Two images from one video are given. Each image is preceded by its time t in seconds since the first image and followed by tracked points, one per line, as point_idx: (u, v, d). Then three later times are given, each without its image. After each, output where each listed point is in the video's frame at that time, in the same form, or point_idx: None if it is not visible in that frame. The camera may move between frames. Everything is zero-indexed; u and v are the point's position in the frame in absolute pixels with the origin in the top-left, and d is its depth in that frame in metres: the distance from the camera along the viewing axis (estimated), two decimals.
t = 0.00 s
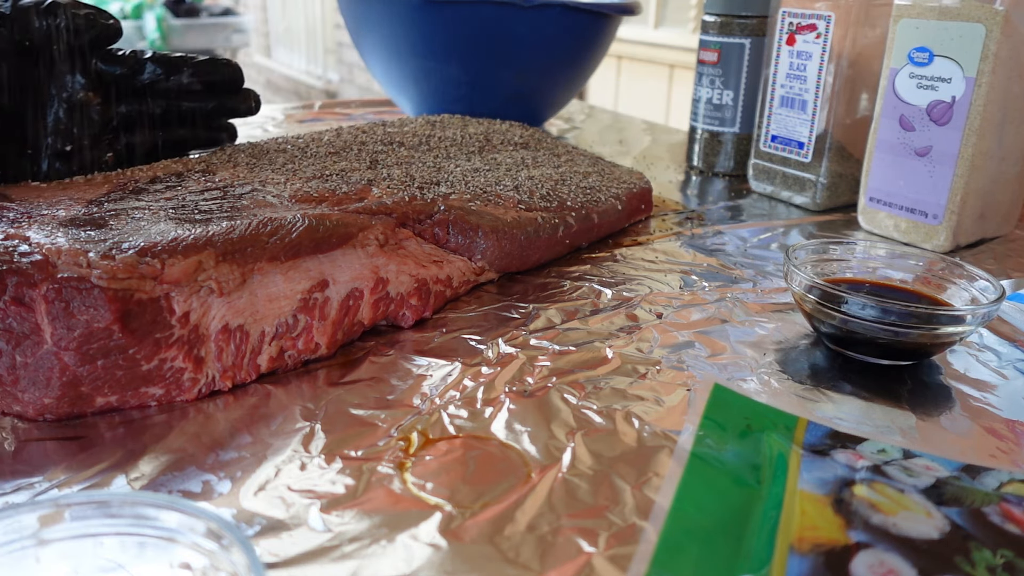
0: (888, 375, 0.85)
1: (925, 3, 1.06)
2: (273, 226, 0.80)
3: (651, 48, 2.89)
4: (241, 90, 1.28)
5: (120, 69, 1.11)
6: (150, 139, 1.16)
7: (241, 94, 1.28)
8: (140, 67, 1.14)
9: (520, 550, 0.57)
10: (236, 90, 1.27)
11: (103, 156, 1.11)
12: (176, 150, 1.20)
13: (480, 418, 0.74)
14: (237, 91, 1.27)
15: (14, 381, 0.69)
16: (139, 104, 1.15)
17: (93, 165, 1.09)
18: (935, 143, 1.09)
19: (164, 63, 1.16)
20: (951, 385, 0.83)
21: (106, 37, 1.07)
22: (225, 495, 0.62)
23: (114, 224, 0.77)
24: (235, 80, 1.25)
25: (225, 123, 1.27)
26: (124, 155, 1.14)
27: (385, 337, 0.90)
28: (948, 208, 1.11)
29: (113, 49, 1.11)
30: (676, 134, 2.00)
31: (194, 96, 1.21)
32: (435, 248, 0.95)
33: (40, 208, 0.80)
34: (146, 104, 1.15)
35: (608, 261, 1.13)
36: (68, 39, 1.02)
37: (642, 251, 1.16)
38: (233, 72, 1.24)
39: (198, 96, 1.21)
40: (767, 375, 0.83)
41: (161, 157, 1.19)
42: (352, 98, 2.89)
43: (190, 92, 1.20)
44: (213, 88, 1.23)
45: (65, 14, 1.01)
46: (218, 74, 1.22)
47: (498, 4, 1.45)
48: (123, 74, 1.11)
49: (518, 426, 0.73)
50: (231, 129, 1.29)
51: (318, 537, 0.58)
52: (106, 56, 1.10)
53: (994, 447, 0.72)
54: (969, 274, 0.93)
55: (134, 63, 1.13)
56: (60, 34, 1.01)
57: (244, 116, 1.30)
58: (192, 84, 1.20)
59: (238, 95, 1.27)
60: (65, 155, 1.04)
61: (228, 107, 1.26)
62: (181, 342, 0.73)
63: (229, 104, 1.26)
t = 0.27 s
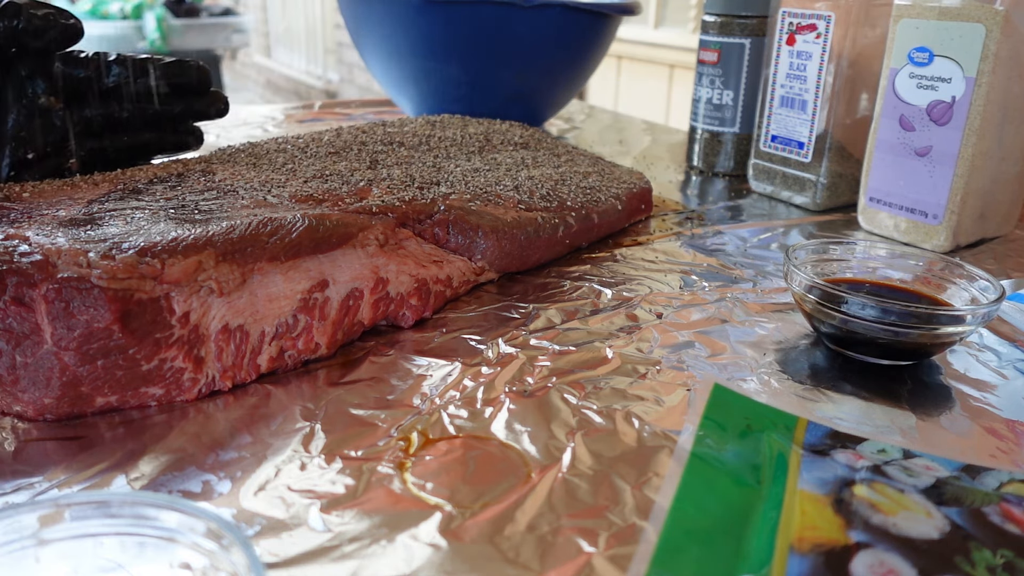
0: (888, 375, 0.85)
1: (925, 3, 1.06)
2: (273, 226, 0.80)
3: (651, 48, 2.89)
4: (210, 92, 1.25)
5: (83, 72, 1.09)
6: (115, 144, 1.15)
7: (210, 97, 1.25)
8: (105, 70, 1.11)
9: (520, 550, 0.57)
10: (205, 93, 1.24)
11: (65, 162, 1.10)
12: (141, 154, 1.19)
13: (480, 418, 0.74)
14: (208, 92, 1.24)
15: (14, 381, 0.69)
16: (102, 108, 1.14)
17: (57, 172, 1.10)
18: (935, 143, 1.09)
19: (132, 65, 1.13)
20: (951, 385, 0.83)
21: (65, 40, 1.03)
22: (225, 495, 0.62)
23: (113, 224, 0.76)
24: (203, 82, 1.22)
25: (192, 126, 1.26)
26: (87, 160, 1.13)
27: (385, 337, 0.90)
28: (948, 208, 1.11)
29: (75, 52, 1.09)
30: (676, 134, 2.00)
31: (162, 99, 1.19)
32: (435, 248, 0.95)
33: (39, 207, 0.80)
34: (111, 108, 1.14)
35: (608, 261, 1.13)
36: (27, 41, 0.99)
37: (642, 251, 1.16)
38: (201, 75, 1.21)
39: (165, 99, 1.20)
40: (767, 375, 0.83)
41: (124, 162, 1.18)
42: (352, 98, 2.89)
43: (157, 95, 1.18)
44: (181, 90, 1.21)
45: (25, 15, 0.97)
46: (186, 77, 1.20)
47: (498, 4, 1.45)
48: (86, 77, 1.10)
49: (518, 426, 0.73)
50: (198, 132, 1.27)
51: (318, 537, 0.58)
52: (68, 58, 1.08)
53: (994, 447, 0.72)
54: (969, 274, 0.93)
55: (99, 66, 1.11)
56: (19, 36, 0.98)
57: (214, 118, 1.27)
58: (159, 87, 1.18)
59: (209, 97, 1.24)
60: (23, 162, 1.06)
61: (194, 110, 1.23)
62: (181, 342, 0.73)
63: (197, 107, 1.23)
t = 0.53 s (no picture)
0: (889, 375, 0.85)
1: (925, 3, 1.06)
2: (273, 226, 0.80)
3: (651, 48, 2.89)
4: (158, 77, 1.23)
5: (25, 52, 1.07)
6: (56, 129, 1.14)
7: (158, 81, 1.22)
8: (47, 50, 1.09)
9: (520, 550, 0.57)
10: (154, 78, 1.22)
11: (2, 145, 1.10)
12: (84, 140, 1.17)
13: (480, 418, 0.74)
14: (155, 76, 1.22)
15: (14, 381, 0.69)
16: (43, 90, 1.11)
17: None
18: (935, 143, 1.09)
19: (70, 46, 1.10)
20: (951, 386, 0.83)
21: (4, 14, 1.03)
22: (225, 495, 0.62)
23: (113, 224, 0.76)
24: (150, 66, 1.20)
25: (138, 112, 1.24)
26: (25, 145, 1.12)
27: (385, 337, 0.90)
28: (948, 208, 1.11)
29: (16, 31, 1.07)
30: (676, 134, 2.00)
31: (111, 82, 1.16)
32: (435, 248, 0.95)
33: (39, 208, 0.80)
34: (52, 91, 1.12)
35: (608, 261, 1.13)
36: None
37: (642, 251, 1.16)
38: (146, 56, 1.18)
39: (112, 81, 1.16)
40: (767, 375, 0.83)
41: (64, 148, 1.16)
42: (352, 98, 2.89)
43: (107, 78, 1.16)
44: (128, 72, 1.17)
45: None
46: (129, 59, 1.16)
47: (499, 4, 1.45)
48: (27, 57, 1.07)
49: (518, 426, 0.73)
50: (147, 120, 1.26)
51: (319, 537, 0.58)
52: (8, 39, 1.06)
53: (994, 447, 0.72)
54: (969, 274, 0.93)
55: (41, 46, 1.08)
56: None
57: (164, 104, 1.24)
58: (105, 69, 1.14)
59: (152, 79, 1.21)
60: None
61: (143, 93, 1.20)
62: (181, 342, 0.73)
63: (144, 90, 1.20)
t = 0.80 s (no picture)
0: (888, 375, 0.85)
1: (925, 3, 1.06)
2: (273, 226, 0.80)
3: (651, 48, 2.89)
4: (143, 90, 1.18)
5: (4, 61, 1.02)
6: (37, 141, 1.09)
7: (145, 95, 1.17)
8: (29, 60, 1.05)
9: (520, 550, 0.57)
10: (139, 91, 1.17)
11: None
12: (64, 153, 1.12)
13: (480, 418, 0.74)
14: (140, 90, 1.17)
15: (14, 381, 0.69)
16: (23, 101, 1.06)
17: None
18: (935, 143, 1.09)
19: (52, 57, 1.06)
20: (951, 385, 0.83)
21: None
22: (225, 495, 0.62)
23: (113, 224, 0.76)
24: (136, 78, 1.15)
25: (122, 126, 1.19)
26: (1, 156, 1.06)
27: (385, 337, 0.90)
28: (948, 208, 1.11)
29: None
30: (676, 134, 2.00)
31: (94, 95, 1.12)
32: (435, 248, 0.95)
33: (38, 208, 0.80)
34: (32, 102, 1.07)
35: (608, 261, 1.13)
36: None
37: (642, 251, 1.16)
38: (131, 68, 1.13)
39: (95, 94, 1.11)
40: (767, 376, 0.83)
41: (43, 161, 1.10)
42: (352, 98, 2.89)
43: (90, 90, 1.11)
44: (113, 85, 1.13)
45: None
46: (113, 70, 1.11)
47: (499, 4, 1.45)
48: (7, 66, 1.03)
49: (518, 426, 0.73)
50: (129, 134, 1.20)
51: (318, 537, 0.58)
52: None
53: (994, 447, 0.72)
54: (969, 274, 0.93)
55: (23, 56, 1.04)
56: None
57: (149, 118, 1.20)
58: (88, 80, 1.10)
59: (138, 93, 1.17)
60: None
61: (129, 106, 1.16)
62: (181, 342, 0.73)
63: (130, 104, 1.15)
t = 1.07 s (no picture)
0: (888, 375, 0.85)
1: (925, 3, 1.06)
2: (272, 226, 0.80)
3: (651, 48, 2.89)
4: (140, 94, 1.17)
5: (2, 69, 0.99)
6: (34, 148, 1.06)
7: (142, 99, 1.16)
8: (27, 67, 1.02)
9: (520, 549, 0.57)
10: (137, 96, 1.15)
11: None
12: (60, 160, 1.10)
13: (480, 418, 0.74)
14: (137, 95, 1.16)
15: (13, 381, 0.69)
16: (19, 107, 1.03)
17: None
18: (935, 143, 1.09)
19: (51, 63, 1.03)
20: (951, 385, 0.83)
21: None
22: (224, 495, 0.62)
23: (113, 224, 0.76)
24: (135, 84, 1.13)
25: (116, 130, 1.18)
26: None
27: (385, 337, 0.90)
28: (948, 208, 1.11)
29: None
30: (676, 134, 2.00)
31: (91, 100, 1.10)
32: (435, 248, 0.95)
33: (38, 207, 0.80)
34: (28, 108, 1.04)
35: (608, 261, 1.13)
36: None
37: (642, 251, 1.16)
38: (131, 74, 1.12)
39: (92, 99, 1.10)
40: (767, 376, 0.83)
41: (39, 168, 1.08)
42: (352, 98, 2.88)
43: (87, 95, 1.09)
44: (110, 89, 1.11)
45: None
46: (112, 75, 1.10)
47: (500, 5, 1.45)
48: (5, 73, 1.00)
49: (518, 426, 0.73)
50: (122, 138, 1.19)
51: (318, 537, 0.58)
52: None
53: (994, 447, 0.73)
54: (969, 274, 0.93)
55: (19, 62, 1.01)
56: None
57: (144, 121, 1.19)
58: (87, 87, 1.08)
59: (135, 98, 1.15)
60: None
61: (125, 111, 1.15)
62: (180, 342, 0.73)
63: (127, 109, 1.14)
